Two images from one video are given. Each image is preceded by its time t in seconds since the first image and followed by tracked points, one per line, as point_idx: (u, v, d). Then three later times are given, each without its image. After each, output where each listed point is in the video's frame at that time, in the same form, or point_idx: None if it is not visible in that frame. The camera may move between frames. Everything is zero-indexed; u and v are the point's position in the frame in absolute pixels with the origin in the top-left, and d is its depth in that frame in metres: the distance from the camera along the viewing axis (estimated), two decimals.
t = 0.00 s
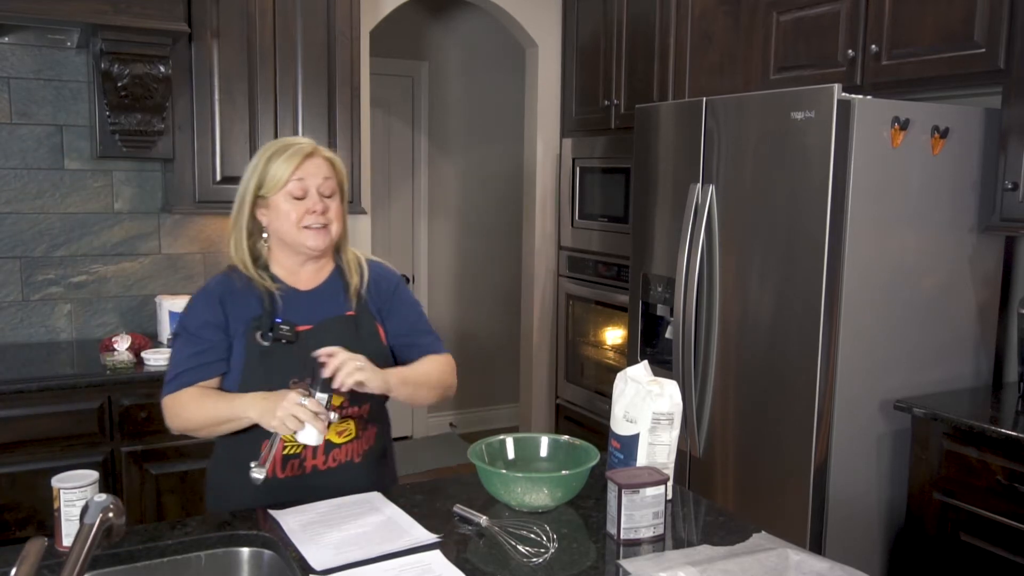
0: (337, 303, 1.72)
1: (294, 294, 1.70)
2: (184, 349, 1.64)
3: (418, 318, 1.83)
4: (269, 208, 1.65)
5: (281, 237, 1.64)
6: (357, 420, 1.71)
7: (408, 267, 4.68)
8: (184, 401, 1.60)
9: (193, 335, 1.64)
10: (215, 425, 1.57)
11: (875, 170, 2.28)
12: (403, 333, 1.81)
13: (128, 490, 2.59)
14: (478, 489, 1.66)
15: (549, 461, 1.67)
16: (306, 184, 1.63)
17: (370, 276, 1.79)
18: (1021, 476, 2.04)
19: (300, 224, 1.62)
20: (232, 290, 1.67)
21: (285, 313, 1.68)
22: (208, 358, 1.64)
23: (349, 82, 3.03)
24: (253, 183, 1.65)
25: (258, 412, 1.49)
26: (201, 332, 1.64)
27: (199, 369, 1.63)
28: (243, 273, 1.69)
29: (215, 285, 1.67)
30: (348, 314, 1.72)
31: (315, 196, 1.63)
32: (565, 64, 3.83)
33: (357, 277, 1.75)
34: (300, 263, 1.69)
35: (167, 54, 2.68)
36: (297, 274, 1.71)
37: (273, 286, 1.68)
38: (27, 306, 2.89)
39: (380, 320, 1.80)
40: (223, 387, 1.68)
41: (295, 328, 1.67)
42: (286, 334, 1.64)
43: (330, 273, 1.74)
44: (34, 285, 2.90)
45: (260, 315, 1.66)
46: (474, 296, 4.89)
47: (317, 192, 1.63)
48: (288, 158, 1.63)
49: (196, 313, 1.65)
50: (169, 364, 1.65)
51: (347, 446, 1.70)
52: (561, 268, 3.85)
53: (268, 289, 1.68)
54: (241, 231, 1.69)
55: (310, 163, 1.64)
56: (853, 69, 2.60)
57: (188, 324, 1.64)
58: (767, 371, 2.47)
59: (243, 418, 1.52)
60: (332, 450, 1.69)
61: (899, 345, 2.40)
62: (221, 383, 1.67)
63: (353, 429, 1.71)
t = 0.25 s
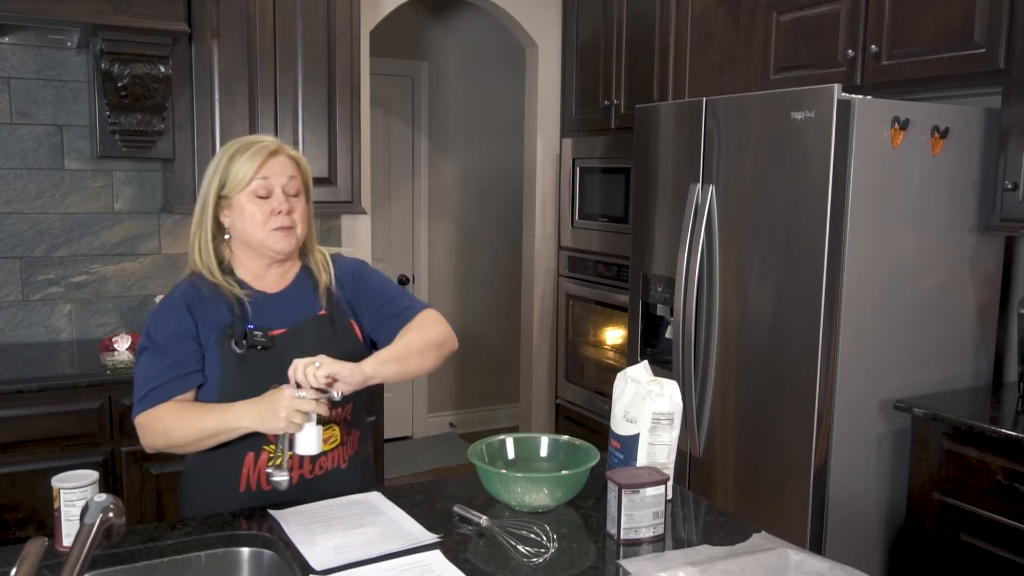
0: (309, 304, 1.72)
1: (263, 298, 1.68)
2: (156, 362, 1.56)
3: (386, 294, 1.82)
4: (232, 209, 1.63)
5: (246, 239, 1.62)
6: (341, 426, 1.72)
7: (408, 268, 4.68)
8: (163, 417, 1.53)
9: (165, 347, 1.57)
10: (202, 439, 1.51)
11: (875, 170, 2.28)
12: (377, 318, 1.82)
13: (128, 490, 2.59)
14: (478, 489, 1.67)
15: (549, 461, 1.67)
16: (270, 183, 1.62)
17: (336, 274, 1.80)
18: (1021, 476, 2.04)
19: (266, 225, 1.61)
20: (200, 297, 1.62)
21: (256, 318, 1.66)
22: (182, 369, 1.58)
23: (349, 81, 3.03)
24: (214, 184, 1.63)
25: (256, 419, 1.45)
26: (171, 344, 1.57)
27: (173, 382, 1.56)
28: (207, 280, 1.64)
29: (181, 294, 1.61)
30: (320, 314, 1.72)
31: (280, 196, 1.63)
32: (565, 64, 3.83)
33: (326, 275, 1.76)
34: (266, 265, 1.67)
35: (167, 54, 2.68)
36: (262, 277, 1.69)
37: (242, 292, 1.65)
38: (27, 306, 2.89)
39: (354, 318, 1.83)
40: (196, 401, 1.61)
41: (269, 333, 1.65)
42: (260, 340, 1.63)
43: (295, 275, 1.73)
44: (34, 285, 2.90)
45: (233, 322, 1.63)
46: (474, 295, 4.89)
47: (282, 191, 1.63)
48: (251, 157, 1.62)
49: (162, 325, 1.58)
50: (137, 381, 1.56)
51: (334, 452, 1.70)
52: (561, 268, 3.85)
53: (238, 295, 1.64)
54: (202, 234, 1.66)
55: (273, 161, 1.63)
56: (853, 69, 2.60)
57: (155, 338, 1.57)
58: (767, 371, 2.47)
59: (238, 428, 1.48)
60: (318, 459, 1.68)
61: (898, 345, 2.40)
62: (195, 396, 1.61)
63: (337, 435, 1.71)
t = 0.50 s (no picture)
0: (301, 308, 1.71)
1: (255, 305, 1.67)
2: (150, 374, 1.54)
3: (373, 282, 1.83)
4: (216, 213, 1.63)
5: (232, 243, 1.62)
6: (341, 434, 1.71)
7: (408, 268, 4.68)
8: (160, 431, 1.51)
9: (157, 358, 1.55)
10: (203, 452, 1.50)
11: (875, 170, 2.27)
12: (368, 308, 1.82)
13: (128, 490, 2.59)
14: (478, 489, 1.66)
15: (549, 461, 1.67)
16: (252, 184, 1.62)
17: (325, 276, 1.80)
18: (1021, 476, 2.04)
19: (250, 227, 1.60)
20: (191, 306, 1.61)
21: (248, 324, 1.65)
22: (177, 378, 1.56)
23: (349, 81, 3.02)
24: (196, 188, 1.63)
25: (257, 430, 1.44)
26: (164, 355, 1.56)
27: (170, 392, 1.54)
28: (196, 287, 1.63)
29: (171, 303, 1.59)
30: (313, 318, 1.72)
31: (262, 196, 1.63)
32: (565, 64, 3.83)
33: (316, 277, 1.76)
34: (254, 269, 1.67)
35: (167, 54, 2.68)
36: (252, 281, 1.68)
37: (233, 299, 1.64)
38: (27, 306, 2.89)
39: (347, 316, 1.83)
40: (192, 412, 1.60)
41: (263, 339, 1.64)
42: (255, 347, 1.62)
43: (286, 278, 1.73)
44: (34, 285, 2.89)
45: (225, 330, 1.62)
46: (475, 294, 4.89)
47: (264, 192, 1.63)
48: (231, 158, 1.62)
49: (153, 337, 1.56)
50: (131, 394, 1.54)
51: (333, 462, 1.69)
52: (561, 268, 3.85)
53: (228, 302, 1.64)
54: (188, 240, 1.66)
55: (254, 162, 1.63)
56: (853, 69, 2.60)
57: (148, 351, 1.55)
58: (767, 371, 2.47)
59: (241, 440, 1.47)
60: (320, 467, 1.67)
61: (899, 345, 2.40)
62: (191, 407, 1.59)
63: (338, 443, 1.70)
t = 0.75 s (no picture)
0: (302, 311, 1.71)
1: (255, 309, 1.67)
2: (150, 380, 1.55)
3: (373, 286, 1.83)
4: (215, 217, 1.62)
5: (232, 247, 1.61)
6: (343, 438, 1.71)
7: (408, 268, 4.68)
8: (163, 438, 1.52)
9: (157, 364, 1.56)
10: (204, 460, 1.51)
11: (875, 170, 2.27)
12: (367, 314, 1.82)
13: (128, 490, 2.59)
14: (478, 489, 1.66)
15: (549, 461, 1.67)
16: (252, 188, 1.61)
17: (325, 278, 1.80)
18: (1021, 476, 2.04)
19: (251, 232, 1.59)
20: (190, 311, 1.60)
21: (249, 330, 1.65)
22: (177, 384, 1.56)
23: (349, 81, 3.02)
24: (195, 192, 1.62)
25: (256, 438, 1.44)
26: (164, 361, 1.56)
27: (170, 399, 1.55)
28: (195, 292, 1.63)
29: (170, 308, 1.59)
30: (314, 322, 1.72)
31: (263, 200, 1.61)
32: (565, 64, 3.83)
33: (317, 280, 1.76)
34: (254, 273, 1.67)
35: (167, 54, 2.68)
36: (252, 285, 1.68)
37: (232, 304, 1.64)
38: (27, 306, 2.89)
39: (348, 319, 1.84)
40: (194, 417, 1.60)
41: (263, 343, 1.64)
42: (256, 352, 1.62)
43: (287, 281, 1.73)
44: (34, 285, 2.89)
45: (225, 335, 1.61)
46: (475, 294, 4.89)
47: (265, 196, 1.61)
48: (232, 161, 1.60)
49: (152, 343, 1.56)
50: (133, 401, 1.55)
51: (334, 466, 1.68)
52: (561, 268, 3.85)
53: (228, 307, 1.63)
54: (187, 244, 1.65)
55: (255, 165, 1.62)
56: (853, 68, 2.60)
57: (147, 357, 1.56)
58: (767, 371, 2.47)
59: (240, 449, 1.48)
60: (321, 472, 1.66)
61: (899, 345, 2.40)
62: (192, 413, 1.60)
63: (339, 448, 1.70)
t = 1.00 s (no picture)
0: (304, 312, 1.71)
1: (257, 310, 1.67)
2: (151, 381, 1.55)
3: (378, 288, 1.84)
4: (220, 218, 1.61)
5: (236, 249, 1.61)
6: (343, 439, 1.70)
7: (408, 268, 4.68)
8: (163, 439, 1.52)
9: (158, 365, 1.56)
10: (204, 460, 1.51)
11: (874, 170, 2.27)
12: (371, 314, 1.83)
13: (128, 490, 2.58)
14: (478, 489, 1.66)
15: (549, 461, 1.67)
16: (258, 191, 1.60)
17: (329, 279, 1.80)
18: (1021, 476, 2.04)
19: (256, 235, 1.59)
20: (191, 311, 1.60)
21: (251, 331, 1.65)
22: (178, 385, 1.56)
23: (349, 81, 3.02)
24: (200, 192, 1.60)
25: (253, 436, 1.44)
26: (165, 361, 1.56)
27: (171, 399, 1.55)
28: (197, 293, 1.63)
29: (172, 309, 1.59)
30: (316, 323, 1.72)
31: (269, 203, 1.61)
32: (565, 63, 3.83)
33: (320, 282, 1.76)
34: (256, 275, 1.67)
35: (167, 54, 2.68)
36: (254, 286, 1.68)
37: (235, 305, 1.64)
38: (27, 306, 2.89)
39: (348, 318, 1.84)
40: (195, 418, 1.60)
41: (265, 344, 1.64)
42: (257, 353, 1.61)
43: (290, 282, 1.73)
44: (34, 285, 2.89)
45: (227, 336, 1.61)
46: (475, 294, 4.89)
47: (271, 199, 1.61)
48: (238, 163, 1.59)
49: (153, 343, 1.56)
50: (135, 402, 1.55)
51: (334, 467, 1.68)
52: (561, 268, 3.85)
53: (230, 309, 1.63)
54: (190, 244, 1.64)
55: (261, 168, 1.61)
56: (853, 68, 2.60)
57: (148, 358, 1.56)
58: (767, 371, 2.46)
59: (237, 446, 1.47)
60: (321, 473, 1.66)
61: (899, 345, 2.40)
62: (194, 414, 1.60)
63: (339, 449, 1.69)
